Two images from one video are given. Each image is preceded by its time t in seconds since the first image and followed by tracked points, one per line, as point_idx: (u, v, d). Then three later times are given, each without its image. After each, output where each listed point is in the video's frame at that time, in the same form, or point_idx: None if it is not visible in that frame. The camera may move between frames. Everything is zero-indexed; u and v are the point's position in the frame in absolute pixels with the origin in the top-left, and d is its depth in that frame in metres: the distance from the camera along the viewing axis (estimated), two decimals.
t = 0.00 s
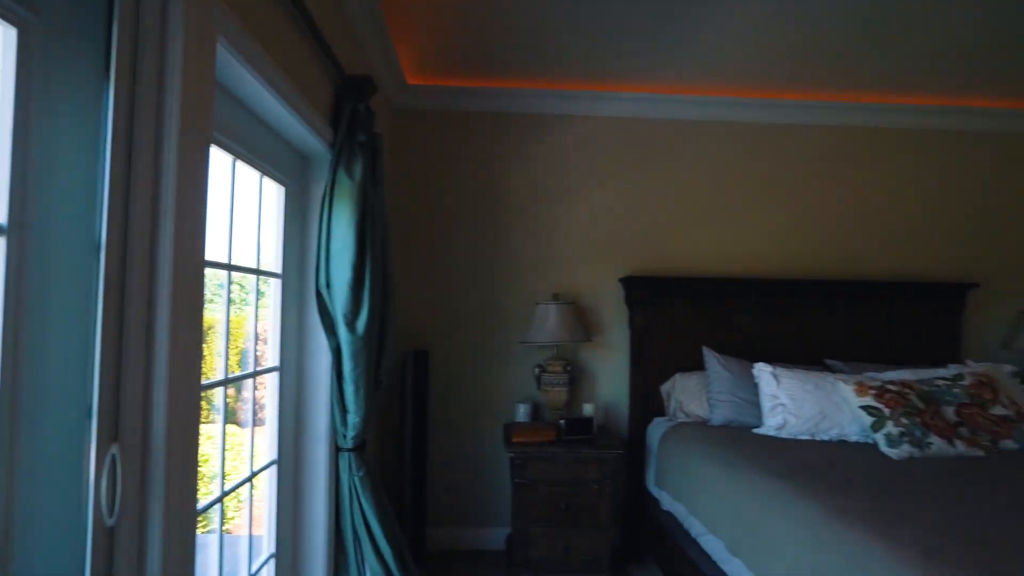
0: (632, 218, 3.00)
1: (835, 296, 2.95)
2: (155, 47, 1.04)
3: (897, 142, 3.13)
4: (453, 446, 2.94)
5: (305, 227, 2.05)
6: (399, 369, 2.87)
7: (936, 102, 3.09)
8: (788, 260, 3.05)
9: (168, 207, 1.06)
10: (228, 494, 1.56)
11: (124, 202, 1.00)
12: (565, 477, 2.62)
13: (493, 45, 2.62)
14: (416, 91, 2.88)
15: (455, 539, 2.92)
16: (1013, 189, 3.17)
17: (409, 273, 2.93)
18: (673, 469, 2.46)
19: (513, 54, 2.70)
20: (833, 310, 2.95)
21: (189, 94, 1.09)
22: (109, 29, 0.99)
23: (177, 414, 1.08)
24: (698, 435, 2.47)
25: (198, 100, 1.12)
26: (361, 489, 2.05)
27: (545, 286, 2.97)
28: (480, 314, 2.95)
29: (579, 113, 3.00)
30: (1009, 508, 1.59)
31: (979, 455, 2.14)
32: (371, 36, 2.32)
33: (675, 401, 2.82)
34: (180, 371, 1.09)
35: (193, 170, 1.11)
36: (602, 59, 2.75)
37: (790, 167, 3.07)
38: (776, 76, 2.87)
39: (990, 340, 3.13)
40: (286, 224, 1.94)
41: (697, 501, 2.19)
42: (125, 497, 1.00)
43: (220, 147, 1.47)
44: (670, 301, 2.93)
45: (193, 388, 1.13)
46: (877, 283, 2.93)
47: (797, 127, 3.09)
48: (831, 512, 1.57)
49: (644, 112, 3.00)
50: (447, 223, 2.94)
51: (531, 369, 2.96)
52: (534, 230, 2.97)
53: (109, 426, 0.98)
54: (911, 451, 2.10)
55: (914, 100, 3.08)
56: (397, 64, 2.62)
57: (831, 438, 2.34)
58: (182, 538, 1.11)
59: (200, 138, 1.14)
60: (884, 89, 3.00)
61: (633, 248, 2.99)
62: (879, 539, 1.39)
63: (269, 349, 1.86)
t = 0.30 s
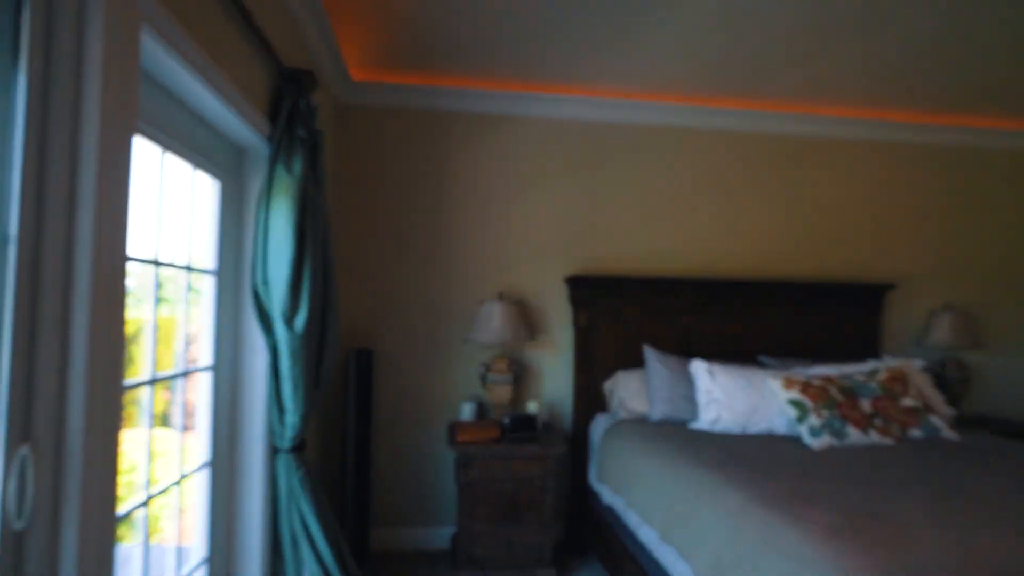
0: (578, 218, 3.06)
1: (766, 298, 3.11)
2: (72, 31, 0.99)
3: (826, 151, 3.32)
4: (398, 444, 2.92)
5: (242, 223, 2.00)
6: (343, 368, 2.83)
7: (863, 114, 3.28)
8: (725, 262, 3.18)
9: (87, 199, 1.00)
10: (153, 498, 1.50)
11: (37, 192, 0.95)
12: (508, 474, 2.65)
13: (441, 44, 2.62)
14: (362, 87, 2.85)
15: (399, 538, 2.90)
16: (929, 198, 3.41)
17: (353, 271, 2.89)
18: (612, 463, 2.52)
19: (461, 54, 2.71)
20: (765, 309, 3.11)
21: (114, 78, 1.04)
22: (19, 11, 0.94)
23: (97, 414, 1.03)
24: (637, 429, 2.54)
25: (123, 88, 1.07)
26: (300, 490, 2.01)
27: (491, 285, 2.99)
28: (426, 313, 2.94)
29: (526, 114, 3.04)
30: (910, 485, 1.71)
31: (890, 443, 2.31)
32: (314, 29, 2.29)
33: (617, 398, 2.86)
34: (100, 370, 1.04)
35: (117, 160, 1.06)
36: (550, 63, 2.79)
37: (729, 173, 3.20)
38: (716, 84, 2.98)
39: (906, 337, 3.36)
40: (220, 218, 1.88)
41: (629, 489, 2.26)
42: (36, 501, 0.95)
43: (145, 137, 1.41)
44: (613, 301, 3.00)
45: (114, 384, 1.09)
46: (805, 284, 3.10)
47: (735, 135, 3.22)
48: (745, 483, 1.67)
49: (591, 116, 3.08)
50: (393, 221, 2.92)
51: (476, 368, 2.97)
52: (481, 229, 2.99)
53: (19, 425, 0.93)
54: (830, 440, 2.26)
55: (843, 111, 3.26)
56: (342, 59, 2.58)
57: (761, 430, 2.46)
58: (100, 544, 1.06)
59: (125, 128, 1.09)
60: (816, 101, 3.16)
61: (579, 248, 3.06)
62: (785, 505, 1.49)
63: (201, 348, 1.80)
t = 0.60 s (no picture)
0: (528, 219, 3.14)
1: (706, 297, 3.28)
2: None
3: (764, 159, 3.50)
4: (349, 443, 2.92)
5: (185, 220, 1.97)
6: (292, 367, 2.81)
7: (798, 124, 3.48)
8: (669, 263, 3.32)
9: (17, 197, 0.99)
10: (89, 499, 1.47)
11: None
12: (457, 468, 2.70)
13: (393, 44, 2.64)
14: (313, 84, 2.82)
15: (349, 537, 2.90)
16: (856, 204, 3.66)
17: (303, 269, 2.87)
18: (558, 456, 2.61)
19: (413, 54, 2.73)
20: (705, 308, 3.27)
21: (43, 75, 1.02)
22: None
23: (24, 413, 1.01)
24: (582, 423, 2.64)
25: (55, 83, 1.06)
26: (246, 488, 2.01)
27: (443, 284, 3.03)
28: (378, 311, 2.96)
29: (478, 116, 3.09)
30: (825, 466, 1.85)
31: (814, 432, 2.47)
32: (262, 26, 2.26)
33: (564, 393, 2.97)
34: (28, 369, 1.02)
35: (48, 157, 1.05)
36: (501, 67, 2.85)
37: (673, 177, 3.35)
38: (662, 92, 3.10)
39: (833, 333, 3.60)
40: (163, 215, 1.85)
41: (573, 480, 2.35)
42: None
43: (80, 131, 1.38)
44: (561, 299, 3.10)
45: (45, 383, 1.07)
46: (742, 284, 3.28)
47: (680, 141, 3.37)
48: (677, 471, 1.78)
49: (541, 119, 3.15)
50: (345, 219, 2.92)
51: (427, 365, 3.01)
52: (433, 229, 3.02)
53: None
54: (761, 430, 2.39)
55: (780, 121, 3.45)
56: (291, 55, 2.56)
57: (698, 422, 2.58)
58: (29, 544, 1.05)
59: (56, 124, 1.07)
60: (754, 111, 3.34)
61: (529, 248, 3.14)
62: (711, 488, 1.60)
63: (142, 346, 1.77)
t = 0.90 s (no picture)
0: (483, 219, 3.19)
1: (654, 297, 3.40)
2: None
3: (710, 164, 3.66)
4: (301, 442, 2.90)
5: (127, 216, 1.93)
6: (241, 366, 2.77)
7: (741, 132, 3.65)
8: (619, 263, 3.44)
9: None
10: (21, 502, 1.43)
11: None
12: (410, 465, 2.72)
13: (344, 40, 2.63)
14: (264, 80, 2.79)
15: (299, 537, 2.88)
16: (795, 209, 3.86)
17: (254, 267, 2.83)
18: (509, 451, 2.67)
19: (366, 52, 2.73)
20: (653, 308, 3.40)
21: None
22: None
23: None
24: (533, 418, 2.71)
25: None
26: (191, 489, 1.98)
27: (397, 282, 3.05)
28: (330, 309, 2.94)
29: (433, 116, 3.11)
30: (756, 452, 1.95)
31: (751, 424, 2.59)
32: (210, 19, 2.22)
33: (517, 390, 3.03)
34: None
35: None
36: (454, 68, 2.88)
37: (624, 180, 3.46)
38: (613, 97, 3.20)
39: (773, 331, 3.79)
40: (103, 212, 1.81)
41: (523, 474, 2.41)
42: None
43: (12, 124, 1.34)
44: (514, 298, 3.16)
45: None
46: (688, 284, 3.42)
47: (631, 145, 3.48)
48: (620, 463, 1.86)
49: (496, 121, 3.21)
50: (297, 217, 2.90)
51: (381, 364, 3.02)
52: (387, 228, 3.03)
53: None
54: (702, 423, 2.49)
55: (726, 129, 3.61)
56: (241, 50, 2.52)
57: (643, 417, 2.67)
58: None
59: None
60: (701, 118, 3.49)
61: (483, 248, 3.19)
62: (649, 477, 1.68)
63: (80, 345, 1.73)
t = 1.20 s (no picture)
0: (436, 218, 3.21)
1: (605, 296, 3.50)
2: None
3: (659, 168, 3.80)
4: (249, 443, 2.85)
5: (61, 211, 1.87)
6: (186, 366, 2.71)
7: (689, 138, 3.80)
8: (571, 263, 3.52)
9: None
10: None
11: None
12: (361, 463, 2.72)
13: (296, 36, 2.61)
14: (212, 74, 2.73)
15: (247, 539, 2.84)
16: (739, 212, 4.04)
17: (200, 265, 2.77)
18: (460, 447, 2.70)
19: (317, 48, 2.71)
20: (603, 306, 3.50)
21: None
22: None
23: None
24: (485, 414, 2.75)
25: None
26: (130, 490, 1.95)
27: (350, 281, 3.04)
28: (281, 308, 2.91)
29: (387, 115, 3.12)
30: (692, 443, 2.05)
31: (693, 418, 2.68)
32: (152, 10, 2.17)
33: (470, 388, 3.07)
34: None
35: None
36: (408, 67, 2.90)
37: (576, 182, 3.55)
38: (565, 100, 3.28)
39: (718, 329, 3.95)
40: (35, 206, 1.75)
41: (472, 469, 2.45)
42: None
43: None
44: (468, 297, 3.20)
45: None
46: (637, 283, 3.53)
47: (583, 148, 3.58)
48: (564, 455, 1.92)
49: (449, 121, 3.24)
50: (246, 214, 2.85)
51: (332, 363, 3.00)
52: (339, 226, 3.02)
53: None
54: (647, 418, 2.58)
55: (674, 134, 3.75)
56: (186, 42, 2.47)
57: (591, 412, 2.74)
58: None
59: None
60: (650, 123, 3.61)
61: (437, 247, 3.21)
62: (590, 466, 1.75)
63: (8, 344, 1.66)
